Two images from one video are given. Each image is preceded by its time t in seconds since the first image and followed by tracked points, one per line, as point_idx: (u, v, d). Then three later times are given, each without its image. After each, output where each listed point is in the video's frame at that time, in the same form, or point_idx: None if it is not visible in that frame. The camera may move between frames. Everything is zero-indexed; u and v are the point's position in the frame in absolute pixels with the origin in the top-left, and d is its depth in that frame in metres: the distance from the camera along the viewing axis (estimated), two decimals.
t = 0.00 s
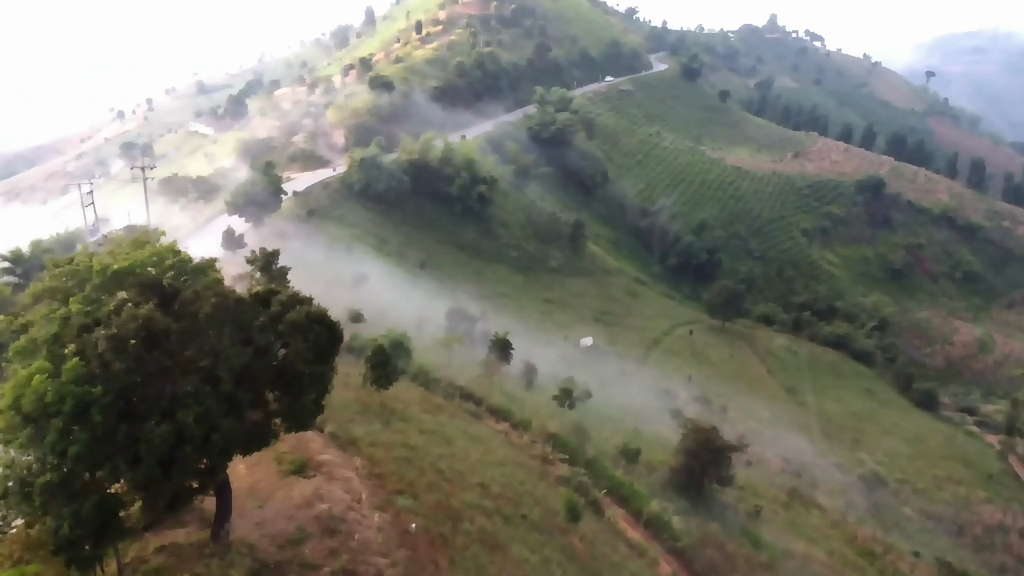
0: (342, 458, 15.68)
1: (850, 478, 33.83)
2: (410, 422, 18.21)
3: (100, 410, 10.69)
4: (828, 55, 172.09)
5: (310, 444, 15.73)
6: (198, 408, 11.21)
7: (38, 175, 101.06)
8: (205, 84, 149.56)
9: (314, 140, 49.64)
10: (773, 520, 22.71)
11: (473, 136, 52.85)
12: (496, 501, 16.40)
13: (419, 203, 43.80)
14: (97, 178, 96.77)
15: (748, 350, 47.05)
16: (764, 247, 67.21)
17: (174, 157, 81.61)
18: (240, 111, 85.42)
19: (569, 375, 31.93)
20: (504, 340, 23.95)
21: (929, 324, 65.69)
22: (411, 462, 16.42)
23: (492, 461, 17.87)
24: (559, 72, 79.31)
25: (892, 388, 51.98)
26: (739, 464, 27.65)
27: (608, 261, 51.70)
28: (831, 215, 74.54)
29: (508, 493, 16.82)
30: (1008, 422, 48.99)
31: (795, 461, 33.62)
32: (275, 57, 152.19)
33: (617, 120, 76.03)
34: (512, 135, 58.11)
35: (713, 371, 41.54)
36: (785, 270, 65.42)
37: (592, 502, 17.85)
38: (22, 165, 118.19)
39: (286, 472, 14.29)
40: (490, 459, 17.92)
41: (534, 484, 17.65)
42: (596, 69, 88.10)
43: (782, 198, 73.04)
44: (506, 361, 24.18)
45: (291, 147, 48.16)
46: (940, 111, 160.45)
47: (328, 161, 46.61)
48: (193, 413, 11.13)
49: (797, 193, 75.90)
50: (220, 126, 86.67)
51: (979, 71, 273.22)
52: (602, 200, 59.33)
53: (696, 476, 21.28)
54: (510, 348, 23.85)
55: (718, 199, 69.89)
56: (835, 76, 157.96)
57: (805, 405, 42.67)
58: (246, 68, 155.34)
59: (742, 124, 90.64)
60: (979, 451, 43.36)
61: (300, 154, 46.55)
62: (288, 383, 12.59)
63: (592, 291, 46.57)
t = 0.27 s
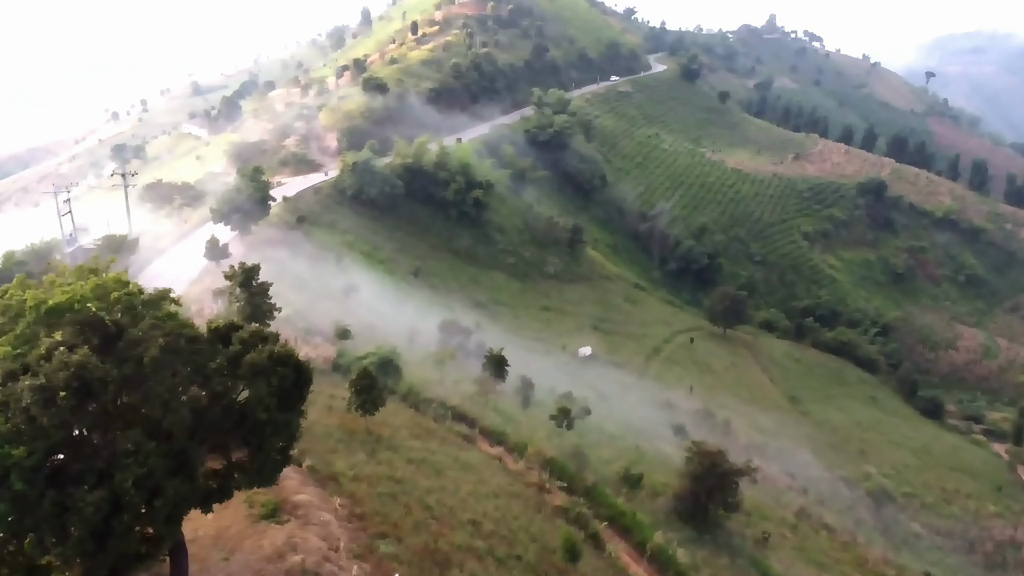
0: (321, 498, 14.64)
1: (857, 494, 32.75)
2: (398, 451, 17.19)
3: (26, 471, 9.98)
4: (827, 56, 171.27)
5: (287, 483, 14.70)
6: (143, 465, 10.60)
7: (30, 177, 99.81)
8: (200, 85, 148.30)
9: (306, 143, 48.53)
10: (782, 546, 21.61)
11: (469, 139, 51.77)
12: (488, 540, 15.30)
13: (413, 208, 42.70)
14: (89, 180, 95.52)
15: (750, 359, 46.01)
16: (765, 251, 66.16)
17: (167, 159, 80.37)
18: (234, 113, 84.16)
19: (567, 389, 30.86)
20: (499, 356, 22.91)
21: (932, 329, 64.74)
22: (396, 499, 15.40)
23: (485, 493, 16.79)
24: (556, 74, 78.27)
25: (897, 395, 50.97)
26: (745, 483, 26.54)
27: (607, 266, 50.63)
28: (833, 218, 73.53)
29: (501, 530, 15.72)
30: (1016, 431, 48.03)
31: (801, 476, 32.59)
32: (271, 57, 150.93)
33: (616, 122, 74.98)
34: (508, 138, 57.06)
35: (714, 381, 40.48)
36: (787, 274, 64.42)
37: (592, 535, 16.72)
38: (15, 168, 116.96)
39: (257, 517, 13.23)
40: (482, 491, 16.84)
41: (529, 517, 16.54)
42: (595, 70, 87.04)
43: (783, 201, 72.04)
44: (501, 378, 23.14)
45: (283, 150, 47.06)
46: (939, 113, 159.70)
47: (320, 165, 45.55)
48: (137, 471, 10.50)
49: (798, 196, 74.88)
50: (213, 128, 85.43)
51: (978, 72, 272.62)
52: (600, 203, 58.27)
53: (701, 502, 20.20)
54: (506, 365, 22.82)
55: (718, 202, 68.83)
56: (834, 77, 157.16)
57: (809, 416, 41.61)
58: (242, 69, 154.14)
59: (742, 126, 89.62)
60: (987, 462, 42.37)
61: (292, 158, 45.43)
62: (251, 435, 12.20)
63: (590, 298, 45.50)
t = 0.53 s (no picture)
0: (292, 551, 13.53)
1: (866, 513, 31.60)
2: (381, 488, 16.06)
3: None
4: (826, 57, 170.33)
5: (256, 534, 13.63)
6: (57, 558, 10.37)
7: (21, 179, 98.41)
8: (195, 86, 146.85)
9: (297, 147, 47.33)
10: None
11: (464, 143, 50.59)
12: None
13: (406, 215, 41.50)
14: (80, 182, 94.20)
15: (752, 368, 44.88)
16: (766, 256, 65.03)
17: (158, 162, 79.02)
18: (227, 114, 82.85)
19: (565, 405, 29.68)
20: (493, 376, 21.67)
21: (936, 335, 63.69)
22: (378, 547, 14.26)
23: (476, 534, 15.59)
24: (554, 75, 77.12)
25: (902, 404, 49.86)
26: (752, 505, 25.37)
27: (606, 272, 49.48)
28: (834, 221, 72.45)
29: None
30: None
31: (807, 493, 31.46)
32: (266, 58, 149.49)
33: (614, 125, 73.82)
34: (504, 141, 55.89)
35: (716, 393, 39.34)
36: (788, 279, 63.34)
37: None
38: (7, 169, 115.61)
39: None
40: (473, 531, 15.64)
41: (525, 561, 15.33)
42: (593, 71, 85.89)
43: (785, 205, 70.94)
44: (495, 399, 21.90)
45: (273, 154, 45.86)
46: (939, 114, 158.79)
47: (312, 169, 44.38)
48: (50, 565, 10.22)
49: (800, 199, 73.75)
50: (205, 129, 84.06)
51: (976, 73, 272.08)
52: (598, 207, 57.11)
53: (707, 533, 19.01)
54: (500, 386, 21.59)
55: (719, 206, 67.68)
56: (833, 78, 156.21)
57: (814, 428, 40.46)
58: (237, 70, 152.80)
59: (742, 127, 88.50)
60: (995, 475, 41.30)
61: (282, 162, 44.22)
62: (195, 505, 11.91)
63: (588, 306, 44.33)
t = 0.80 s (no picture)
0: None
1: (877, 534, 30.33)
2: (363, 538, 15.38)
3: None
4: (826, 57, 169.23)
5: None
6: None
7: (12, 181, 96.86)
8: (189, 87, 145.39)
9: (288, 151, 46.04)
10: None
11: (459, 147, 49.29)
12: None
13: (399, 223, 40.27)
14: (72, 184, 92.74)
15: (755, 378, 43.61)
16: (768, 261, 63.77)
17: (149, 165, 77.60)
18: (219, 115, 81.46)
19: (563, 423, 28.42)
20: (486, 402, 20.35)
21: (941, 343, 62.50)
22: None
23: None
24: (552, 77, 75.89)
25: (909, 414, 48.64)
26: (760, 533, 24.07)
27: (605, 280, 48.21)
28: (837, 225, 71.25)
29: None
30: None
31: (814, 514, 30.22)
32: (262, 59, 148.03)
33: (613, 127, 72.56)
34: (501, 144, 54.63)
35: (719, 406, 38.09)
36: (791, 285, 62.14)
37: None
38: None
39: None
40: None
41: None
42: (591, 72, 84.63)
43: (787, 209, 69.68)
44: (489, 425, 20.62)
45: (263, 159, 44.56)
46: (941, 115, 157.65)
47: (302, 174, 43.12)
48: None
49: (802, 202, 72.49)
50: (198, 132, 82.67)
51: (975, 74, 271.32)
52: (597, 212, 55.86)
53: (715, 573, 17.71)
54: (493, 412, 20.27)
55: (720, 210, 66.42)
56: (834, 79, 155.09)
57: (821, 441, 39.17)
58: (233, 71, 151.28)
59: (742, 129, 87.28)
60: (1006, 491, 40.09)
61: (271, 166, 42.90)
62: None
63: (588, 315, 43.05)
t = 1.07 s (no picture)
0: None
1: (887, 553, 29.33)
2: None
3: None
4: (826, 58, 168.43)
5: None
6: None
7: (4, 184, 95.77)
8: (185, 88, 144.25)
9: (279, 155, 44.97)
10: None
11: (455, 150, 48.23)
12: None
13: (392, 229, 39.21)
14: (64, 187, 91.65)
15: (758, 388, 42.58)
16: (770, 265, 62.75)
17: (142, 167, 76.44)
18: (213, 117, 80.40)
19: (562, 440, 27.36)
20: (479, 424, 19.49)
21: (946, 348, 61.54)
22: None
23: None
24: (550, 77, 74.86)
25: (914, 423, 47.65)
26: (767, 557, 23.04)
27: (604, 285, 47.16)
28: (839, 229, 70.26)
29: None
30: None
31: (822, 532, 29.19)
32: (258, 59, 146.89)
33: (612, 129, 71.50)
34: (498, 147, 53.58)
35: (722, 418, 37.06)
36: (793, 290, 61.14)
37: None
38: None
39: None
40: None
41: None
42: (590, 73, 83.60)
43: (789, 212, 68.68)
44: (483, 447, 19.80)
45: (254, 162, 43.47)
46: (940, 116, 156.88)
47: (293, 178, 42.05)
48: None
49: (804, 205, 71.47)
50: (191, 134, 81.54)
51: (974, 75, 270.82)
52: (596, 216, 54.83)
53: None
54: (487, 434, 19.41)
55: (720, 213, 65.39)
56: (833, 80, 154.27)
57: (827, 453, 38.15)
58: (228, 72, 150.13)
59: (743, 131, 86.31)
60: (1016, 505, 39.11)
61: (262, 171, 41.84)
62: None
63: (587, 323, 42.02)
